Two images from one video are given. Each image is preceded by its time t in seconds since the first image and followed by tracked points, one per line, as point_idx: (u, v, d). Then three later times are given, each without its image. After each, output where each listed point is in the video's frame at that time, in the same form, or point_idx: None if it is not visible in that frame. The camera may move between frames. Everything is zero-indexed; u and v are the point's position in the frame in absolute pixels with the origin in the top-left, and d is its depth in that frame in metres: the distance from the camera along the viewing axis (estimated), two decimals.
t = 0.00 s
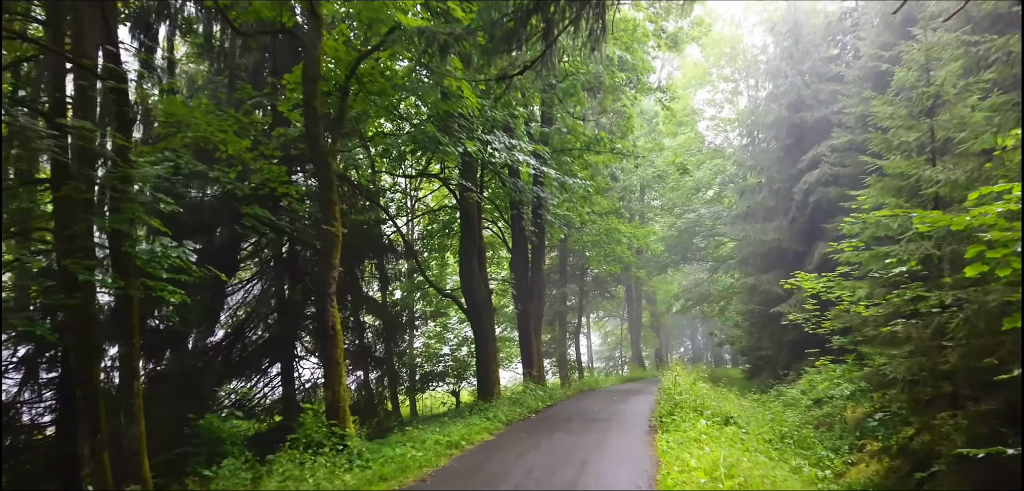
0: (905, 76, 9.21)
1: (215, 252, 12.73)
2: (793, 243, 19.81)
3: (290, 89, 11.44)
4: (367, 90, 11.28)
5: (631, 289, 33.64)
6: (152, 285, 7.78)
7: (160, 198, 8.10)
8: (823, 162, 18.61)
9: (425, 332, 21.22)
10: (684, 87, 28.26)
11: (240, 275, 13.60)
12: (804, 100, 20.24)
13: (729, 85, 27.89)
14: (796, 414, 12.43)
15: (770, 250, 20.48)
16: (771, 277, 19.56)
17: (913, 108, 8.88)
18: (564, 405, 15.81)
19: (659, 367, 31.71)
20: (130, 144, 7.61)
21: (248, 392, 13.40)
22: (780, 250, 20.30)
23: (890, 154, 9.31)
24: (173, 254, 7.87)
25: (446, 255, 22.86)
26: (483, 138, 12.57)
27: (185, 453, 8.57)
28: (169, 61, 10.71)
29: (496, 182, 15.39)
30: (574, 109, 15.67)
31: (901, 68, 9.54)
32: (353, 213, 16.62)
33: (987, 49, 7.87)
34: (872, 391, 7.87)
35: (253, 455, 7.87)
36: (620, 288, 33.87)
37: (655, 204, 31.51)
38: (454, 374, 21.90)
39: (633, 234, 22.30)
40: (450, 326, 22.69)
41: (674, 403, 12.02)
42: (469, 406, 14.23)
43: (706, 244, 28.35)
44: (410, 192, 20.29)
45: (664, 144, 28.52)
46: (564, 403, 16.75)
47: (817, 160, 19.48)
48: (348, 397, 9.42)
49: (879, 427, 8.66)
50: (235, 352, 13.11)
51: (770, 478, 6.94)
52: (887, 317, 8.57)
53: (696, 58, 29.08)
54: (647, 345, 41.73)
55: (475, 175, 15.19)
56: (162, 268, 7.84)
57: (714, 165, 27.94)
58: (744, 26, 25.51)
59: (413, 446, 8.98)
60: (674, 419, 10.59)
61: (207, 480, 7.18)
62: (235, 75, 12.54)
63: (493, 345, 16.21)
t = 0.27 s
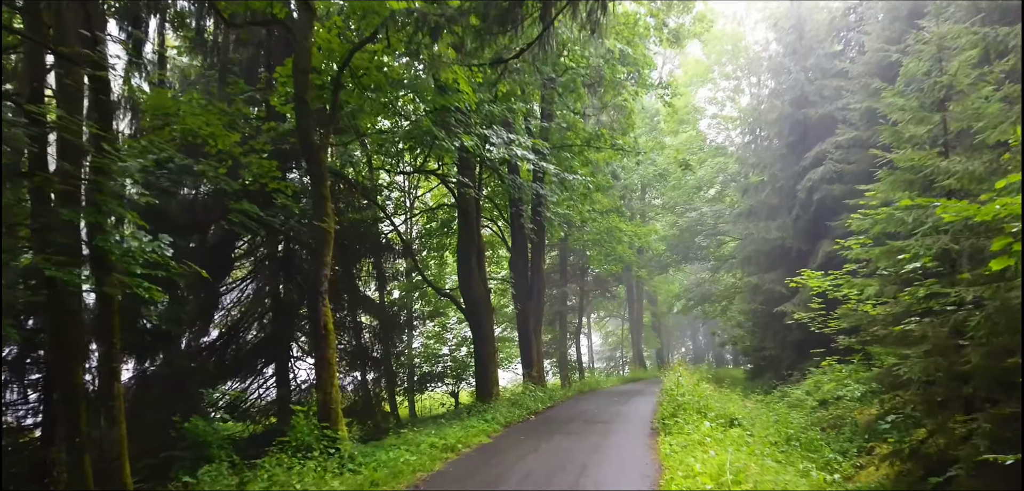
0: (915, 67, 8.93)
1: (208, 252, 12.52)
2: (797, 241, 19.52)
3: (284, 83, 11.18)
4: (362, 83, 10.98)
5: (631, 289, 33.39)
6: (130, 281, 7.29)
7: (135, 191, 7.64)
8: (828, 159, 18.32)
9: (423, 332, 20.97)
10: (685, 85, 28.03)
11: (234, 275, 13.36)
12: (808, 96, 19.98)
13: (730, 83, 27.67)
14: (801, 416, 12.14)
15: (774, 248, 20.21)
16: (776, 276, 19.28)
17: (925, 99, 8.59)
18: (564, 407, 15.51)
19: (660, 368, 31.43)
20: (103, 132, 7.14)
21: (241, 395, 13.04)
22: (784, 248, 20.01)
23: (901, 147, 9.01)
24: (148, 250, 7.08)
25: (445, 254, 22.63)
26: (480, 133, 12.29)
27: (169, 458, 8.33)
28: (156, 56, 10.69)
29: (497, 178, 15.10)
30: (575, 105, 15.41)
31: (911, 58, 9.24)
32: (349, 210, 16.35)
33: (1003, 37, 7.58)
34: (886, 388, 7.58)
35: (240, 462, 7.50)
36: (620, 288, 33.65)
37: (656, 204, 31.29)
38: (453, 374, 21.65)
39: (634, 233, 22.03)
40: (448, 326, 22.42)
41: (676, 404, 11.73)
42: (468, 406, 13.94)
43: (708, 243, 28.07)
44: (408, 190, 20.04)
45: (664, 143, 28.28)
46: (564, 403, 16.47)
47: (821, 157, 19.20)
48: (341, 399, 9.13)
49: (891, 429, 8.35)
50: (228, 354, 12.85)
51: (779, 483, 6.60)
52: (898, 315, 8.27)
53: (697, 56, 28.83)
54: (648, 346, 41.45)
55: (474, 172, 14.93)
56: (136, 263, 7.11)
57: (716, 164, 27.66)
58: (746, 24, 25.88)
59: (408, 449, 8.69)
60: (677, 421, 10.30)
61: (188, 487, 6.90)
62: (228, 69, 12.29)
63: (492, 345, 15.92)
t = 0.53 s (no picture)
0: (928, 54, 8.59)
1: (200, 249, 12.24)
2: (801, 239, 19.20)
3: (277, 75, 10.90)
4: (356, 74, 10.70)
5: (632, 288, 33.11)
6: (100, 273, 6.99)
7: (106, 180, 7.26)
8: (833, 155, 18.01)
9: (422, 332, 20.69)
10: (686, 83, 27.78)
11: (228, 273, 13.08)
12: (812, 92, 19.70)
13: (732, 80, 27.42)
14: (808, 417, 11.81)
15: (777, 246, 19.91)
16: (780, 274, 18.99)
17: (937, 88, 8.27)
18: (565, 407, 15.20)
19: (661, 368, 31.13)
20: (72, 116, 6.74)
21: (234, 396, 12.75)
22: (788, 245, 19.71)
23: (913, 138, 8.68)
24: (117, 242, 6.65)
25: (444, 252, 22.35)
26: (478, 126, 11.96)
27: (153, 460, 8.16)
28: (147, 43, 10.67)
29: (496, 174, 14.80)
30: (575, 99, 15.12)
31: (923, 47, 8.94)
32: (345, 207, 16.07)
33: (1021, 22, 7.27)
34: (900, 387, 7.28)
35: (226, 465, 7.23)
36: (621, 287, 33.37)
37: (657, 203, 31.01)
38: (452, 374, 21.38)
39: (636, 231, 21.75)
40: (447, 325, 22.14)
41: (680, 404, 11.43)
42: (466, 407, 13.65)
43: (710, 242, 27.78)
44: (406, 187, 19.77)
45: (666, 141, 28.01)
46: (564, 404, 16.17)
47: (826, 153, 18.87)
48: (332, 399, 8.86)
49: (903, 431, 8.02)
50: (222, 353, 12.57)
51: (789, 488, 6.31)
52: (911, 313, 7.96)
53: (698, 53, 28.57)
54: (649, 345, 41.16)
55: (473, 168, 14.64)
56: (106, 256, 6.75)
57: (718, 161, 27.36)
58: (748, 21, 25.83)
59: (401, 452, 8.37)
60: (680, 422, 10.01)
61: None
62: (220, 62, 12.01)
63: (491, 345, 15.62)
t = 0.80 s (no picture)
0: (938, 45, 8.30)
1: (191, 248, 11.99)
2: (803, 238, 18.90)
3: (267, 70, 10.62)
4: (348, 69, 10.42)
5: (632, 288, 32.84)
6: (71, 272, 6.81)
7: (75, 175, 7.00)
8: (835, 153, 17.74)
9: (418, 333, 20.40)
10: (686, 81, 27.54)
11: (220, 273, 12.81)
12: (814, 89, 19.45)
13: (733, 79, 27.19)
14: (811, 420, 11.52)
15: (779, 246, 19.64)
16: (781, 274, 18.70)
17: (948, 81, 7.98)
18: (563, 409, 14.92)
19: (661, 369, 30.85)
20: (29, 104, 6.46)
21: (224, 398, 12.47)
22: (790, 245, 19.42)
23: (923, 132, 8.40)
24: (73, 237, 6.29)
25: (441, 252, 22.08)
26: (473, 122, 11.64)
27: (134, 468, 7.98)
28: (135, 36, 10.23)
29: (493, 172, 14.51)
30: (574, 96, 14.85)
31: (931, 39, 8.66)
32: (340, 206, 15.77)
33: None
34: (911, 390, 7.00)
35: (208, 472, 6.98)
36: (620, 287, 33.10)
37: (657, 202, 30.76)
38: (449, 375, 21.09)
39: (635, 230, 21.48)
40: (445, 326, 21.85)
41: (681, 407, 11.15)
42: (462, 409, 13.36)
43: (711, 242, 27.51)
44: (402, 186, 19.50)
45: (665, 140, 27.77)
46: (562, 406, 15.89)
47: (828, 151, 18.59)
48: (322, 402, 8.60)
49: (913, 436, 7.74)
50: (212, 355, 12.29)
51: None
52: (923, 313, 7.67)
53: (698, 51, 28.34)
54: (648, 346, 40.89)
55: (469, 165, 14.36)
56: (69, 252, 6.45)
57: (718, 160, 27.08)
58: (749, 19, 25.64)
59: (392, 457, 8.11)
60: (680, 425, 9.73)
61: None
62: (210, 57, 11.76)
63: (488, 346, 15.31)
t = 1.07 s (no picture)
0: (945, 31, 8.01)
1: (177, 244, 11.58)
2: (803, 236, 18.61)
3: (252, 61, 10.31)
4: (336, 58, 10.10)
5: (630, 287, 32.57)
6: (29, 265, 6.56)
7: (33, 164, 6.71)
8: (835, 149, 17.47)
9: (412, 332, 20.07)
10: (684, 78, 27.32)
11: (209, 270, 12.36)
12: (814, 85, 19.20)
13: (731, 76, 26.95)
14: (813, 420, 11.21)
15: (778, 243, 19.37)
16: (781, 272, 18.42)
17: (956, 68, 7.69)
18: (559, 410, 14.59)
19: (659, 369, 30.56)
20: None
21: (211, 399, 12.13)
22: (789, 242, 19.14)
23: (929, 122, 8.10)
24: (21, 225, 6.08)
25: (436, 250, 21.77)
26: (465, 114, 11.29)
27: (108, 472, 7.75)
28: (118, 26, 9.85)
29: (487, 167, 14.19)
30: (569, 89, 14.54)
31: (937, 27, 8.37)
32: (331, 203, 15.44)
33: None
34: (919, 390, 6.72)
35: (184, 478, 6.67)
36: (618, 286, 32.82)
37: (655, 200, 30.49)
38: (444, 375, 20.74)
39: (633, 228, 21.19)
40: (440, 325, 21.52)
41: (679, 407, 10.85)
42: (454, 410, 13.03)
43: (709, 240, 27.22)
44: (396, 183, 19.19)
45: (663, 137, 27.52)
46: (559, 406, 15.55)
47: (828, 147, 18.31)
48: (307, 402, 8.28)
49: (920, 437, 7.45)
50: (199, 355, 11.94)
51: None
52: (931, 310, 7.37)
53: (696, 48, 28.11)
54: (647, 346, 40.62)
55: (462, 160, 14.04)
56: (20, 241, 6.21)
57: (717, 158, 26.81)
58: (747, 16, 25.41)
59: (379, 460, 7.79)
60: (678, 426, 9.44)
61: None
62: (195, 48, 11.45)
63: (482, 345, 14.97)
